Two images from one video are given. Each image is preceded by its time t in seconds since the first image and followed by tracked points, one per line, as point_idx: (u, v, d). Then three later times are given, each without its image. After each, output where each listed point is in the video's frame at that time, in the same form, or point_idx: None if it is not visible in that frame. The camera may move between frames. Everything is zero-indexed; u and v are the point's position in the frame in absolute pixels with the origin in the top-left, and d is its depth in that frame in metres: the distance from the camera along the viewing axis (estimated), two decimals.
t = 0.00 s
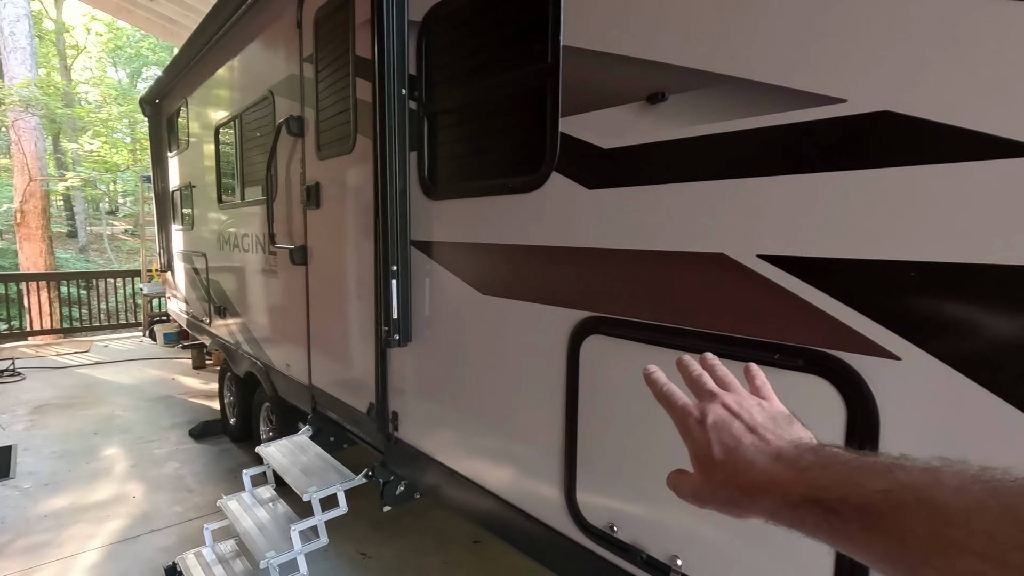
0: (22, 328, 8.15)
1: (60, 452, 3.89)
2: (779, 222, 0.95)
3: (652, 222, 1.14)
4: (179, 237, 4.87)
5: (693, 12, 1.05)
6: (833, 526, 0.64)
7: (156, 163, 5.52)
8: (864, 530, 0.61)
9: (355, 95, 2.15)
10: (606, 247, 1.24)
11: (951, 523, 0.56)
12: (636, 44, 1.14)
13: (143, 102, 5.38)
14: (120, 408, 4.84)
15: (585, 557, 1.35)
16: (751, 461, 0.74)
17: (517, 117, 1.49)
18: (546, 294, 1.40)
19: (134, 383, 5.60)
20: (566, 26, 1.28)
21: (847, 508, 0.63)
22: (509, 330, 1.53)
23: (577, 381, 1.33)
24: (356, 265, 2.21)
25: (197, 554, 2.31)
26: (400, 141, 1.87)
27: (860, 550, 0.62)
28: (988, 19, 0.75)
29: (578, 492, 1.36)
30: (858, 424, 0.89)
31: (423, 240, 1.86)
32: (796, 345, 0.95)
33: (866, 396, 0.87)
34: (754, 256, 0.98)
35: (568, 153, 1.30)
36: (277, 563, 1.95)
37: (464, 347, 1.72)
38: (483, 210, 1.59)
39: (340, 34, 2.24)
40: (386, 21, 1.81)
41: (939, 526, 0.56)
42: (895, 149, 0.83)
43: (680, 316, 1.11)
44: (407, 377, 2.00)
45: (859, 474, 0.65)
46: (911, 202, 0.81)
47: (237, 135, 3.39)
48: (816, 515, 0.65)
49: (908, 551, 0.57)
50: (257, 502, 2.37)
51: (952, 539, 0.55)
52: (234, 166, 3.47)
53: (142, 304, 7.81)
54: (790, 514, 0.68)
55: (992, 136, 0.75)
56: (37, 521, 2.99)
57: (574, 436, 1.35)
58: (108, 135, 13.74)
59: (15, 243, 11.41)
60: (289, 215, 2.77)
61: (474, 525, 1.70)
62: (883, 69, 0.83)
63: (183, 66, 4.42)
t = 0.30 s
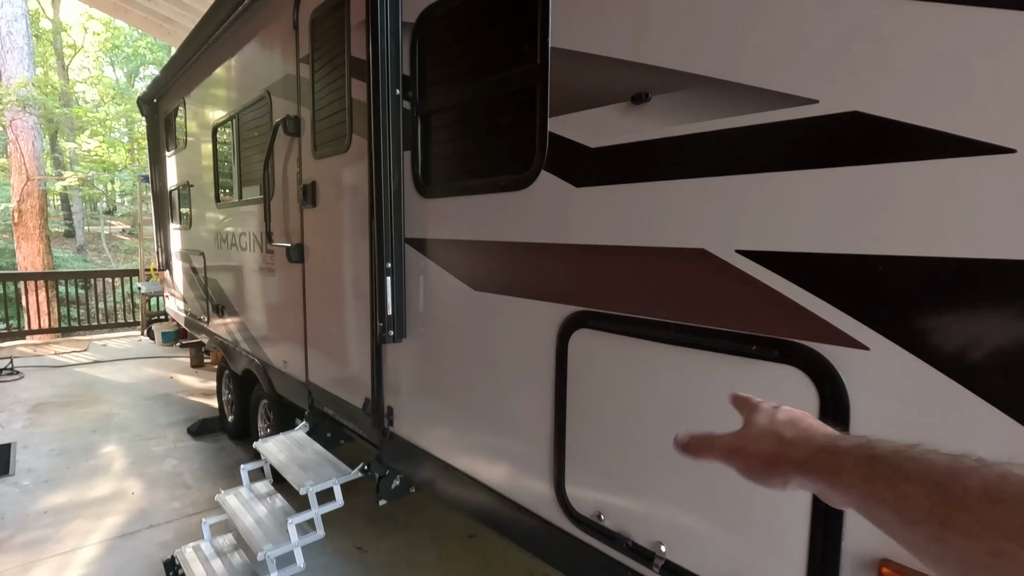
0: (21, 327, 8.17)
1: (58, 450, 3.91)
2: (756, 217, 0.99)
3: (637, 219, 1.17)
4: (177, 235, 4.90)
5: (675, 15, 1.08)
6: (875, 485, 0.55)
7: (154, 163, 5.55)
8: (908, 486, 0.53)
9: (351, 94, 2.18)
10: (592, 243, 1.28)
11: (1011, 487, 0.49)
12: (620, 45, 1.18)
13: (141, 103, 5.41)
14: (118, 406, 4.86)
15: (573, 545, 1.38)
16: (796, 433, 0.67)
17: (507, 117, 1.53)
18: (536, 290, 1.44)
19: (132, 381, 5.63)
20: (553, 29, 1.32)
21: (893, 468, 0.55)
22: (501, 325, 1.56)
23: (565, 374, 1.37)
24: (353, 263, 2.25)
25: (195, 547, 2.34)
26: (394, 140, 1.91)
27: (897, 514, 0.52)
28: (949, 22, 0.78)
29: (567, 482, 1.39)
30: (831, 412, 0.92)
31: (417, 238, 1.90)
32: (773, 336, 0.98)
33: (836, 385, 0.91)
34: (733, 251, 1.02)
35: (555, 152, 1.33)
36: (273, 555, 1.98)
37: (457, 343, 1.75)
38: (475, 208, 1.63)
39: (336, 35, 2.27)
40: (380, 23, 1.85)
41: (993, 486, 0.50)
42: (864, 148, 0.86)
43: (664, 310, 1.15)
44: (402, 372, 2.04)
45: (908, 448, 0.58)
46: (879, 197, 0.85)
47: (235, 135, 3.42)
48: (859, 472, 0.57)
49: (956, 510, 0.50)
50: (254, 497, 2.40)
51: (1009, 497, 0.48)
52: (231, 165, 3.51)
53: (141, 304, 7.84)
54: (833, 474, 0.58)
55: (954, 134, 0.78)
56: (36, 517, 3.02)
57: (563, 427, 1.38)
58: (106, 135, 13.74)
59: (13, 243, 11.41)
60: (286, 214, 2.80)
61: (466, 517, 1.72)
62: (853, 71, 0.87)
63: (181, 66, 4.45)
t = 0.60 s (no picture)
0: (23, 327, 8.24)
1: (62, 446, 3.98)
2: (726, 219, 1.05)
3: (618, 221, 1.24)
4: (178, 235, 4.97)
5: (652, 28, 1.15)
6: (873, 479, 0.59)
7: (155, 163, 5.61)
8: (905, 482, 0.57)
9: (349, 99, 2.25)
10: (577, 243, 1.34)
11: (1007, 485, 0.52)
12: (602, 56, 1.24)
13: (143, 104, 5.47)
14: (121, 404, 4.94)
15: (559, 530, 1.45)
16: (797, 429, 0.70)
17: (498, 122, 1.60)
18: (524, 288, 1.51)
19: (134, 380, 5.70)
20: (540, 39, 1.39)
21: (892, 464, 0.59)
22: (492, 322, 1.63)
23: (552, 367, 1.43)
24: (351, 262, 2.31)
25: (197, 538, 2.41)
26: (390, 143, 1.98)
27: (893, 507, 0.56)
28: (896, 40, 0.85)
29: (554, 471, 1.46)
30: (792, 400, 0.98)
31: (412, 238, 1.97)
32: (740, 330, 1.05)
33: (797, 376, 0.97)
34: (704, 250, 1.08)
35: (542, 156, 1.40)
36: (274, 545, 2.05)
37: (451, 339, 1.82)
38: (468, 209, 1.70)
39: (334, 41, 2.34)
40: (376, 31, 1.92)
41: (992, 483, 0.53)
42: (822, 155, 0.93)
43: (641, 307, 1.21)
44: (398, 368, 2.11)
45: (913, 447, 0.62)
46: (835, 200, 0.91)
47: (236, 136, 3.49)
48: (861, 467, 0.60)
49: (950, 503, 0.53)
50: (255, 489, 2.46)
51: (1003, 493, 0.52)
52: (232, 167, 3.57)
53: (141, 303, 7.91)
54: (834, 468, 0.62)
55: (903, 143, 0.84)
56: (42, 510, 3.09)
57: (550, 419, 1.45)
58: (106, 135, 13.81)
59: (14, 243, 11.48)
60: (286, 214, 2.87)
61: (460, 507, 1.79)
62: (811, 83, 0.93)
63: (183, 69, 4.52)
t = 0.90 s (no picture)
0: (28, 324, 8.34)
1: (69, 440, 4.08)
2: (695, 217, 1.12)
3: (599, 219, 1.31)
4: (182, 234, 5.06)
5: (629, 38, 1.22)
6: (861, 480, 0.62)
7: (160, 163, 5.71)
8: (892, 482, 0.60)
9: (348, 102, 2.33)
10: (561, 241, 1.42)
11: (990, 481, 0.55)
12: (584, 64, 1.31)
13: (147, 104, 5.56)
14: (126, 399, 5.03)
15: (545, 512, 1.54)
16: (785, 427, 0.74)
17: (489, 126, 1.68)
18: (513, 283, 1.59)
19: (139, 376, 5.80)
20: (527, 49, 1.47)
21: (880, 464, 0.62)
22: (484, 316, 1.71)
23: (539, 358, 1.51)
24: (352, 259, 2.40)
25: (203, 526, 2.50)
26: (387, 146, 2.06)
27: (882, 506, 0.60)
28: (839, 52, 0.91)
29: (541, 457, 1.54)
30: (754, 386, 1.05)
31: (409, 236, 2.05)
32: (708, 321, 1.12)
33: (758, 363, 1.04)
34: (675, 247, 1.16)
35: (530, 159, 1.48)
36: (276, 530, 2.14)
37: (445, 333, 1.90)
38: (462, 208, 1.78)
39: (334, 46, 2.43)
40: (374, 38, 2.00)
41: (976, 480, 0.56)
42: (776, 159, 0.99)
43: (619, 300, 1.29)
44: (395, 362, 2.19)
45: (897, 443, 0.65)
46: (792, 200, 0.98)
47: (239, 137, 3.58)
48: (850, 468, 0.64)
49: (938, 502, 0.57)
50: (258, 479, 2.55)
51: (987, 491, 0.55)
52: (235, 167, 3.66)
53: (146, 301, 8.01)
54: (823, 471, 0.65)
55: (848, 147, 0.90)
56: (51, 500, 3.18)
57: (537, 408, 1.53)
58: (110, 134, 13.94)
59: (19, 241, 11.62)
60: (288, 213, 2.96)
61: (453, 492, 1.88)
62: (765, 90, 0.99)
63: (187, 70, 4.60)
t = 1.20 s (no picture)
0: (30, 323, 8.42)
1: (72, 435, 4.15)
2: (665, 218, 1.19)
3: (578, 219, 1.39)
4: (184, 233, 5.14)
5: (605, 48, 1.29)
6: (885, 481, 0.59)
7: (162, 163, 5.79)
8: (914, 484, 0.57)
9: (345, 105, 2.41)
10: (545, 240, 1.49)
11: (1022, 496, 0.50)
12: (564, 71, 1.39)
13: (149, 106, 5.64)
14: (128, 395, 5.11)
15: (528, 499, 1.61)
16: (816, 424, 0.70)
17: (478, 129, 1.75)
18: (500, 280, 1.66)
19: (140, 373, 5.88)
20: (512, 56, 1.54)
21: (936, 475, 0.56)
22: (473, 312, 1.79)
23: (524, 352, 1.59)
24: (349, 257, 2.48)
25: (202, 516, 2.57)
26: (381, 148, 2.13)
27: (898, 506, 0.57)
28: (792, 62, 0.98)
29: (524, 445, 1.61)
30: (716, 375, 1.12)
31: (402, 235, 2.13)
32: (676, 314, 1.19)
33: (719, 354, 1.11)
34: (647, 245, 1.23)
35: (515, 161, 1.56)
36: (273, 519, 2.22)
37: (436, 329, 1.98)
38: (452, 209, 1.86)
39: (331, 51, 2.50)
40: (369, 45, 2.08)
41: (1006, 491, 0.51)
42: (736, 162, 1.06)
43: (597, 296, 1.36)
44: (388, 357, 2.26)
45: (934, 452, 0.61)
46: (749, 202, 1.05)
47: (240, 139, 3.66)
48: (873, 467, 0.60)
49: (958, 508, 0.53)
50: (255, 471, 2.62)
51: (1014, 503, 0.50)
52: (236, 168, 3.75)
53: (147, 300, 8.09)
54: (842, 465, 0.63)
55: (800, 152, 0.97)
56: (54, 493, 3.26)
57: (521, 399, 1.60)
58: (113, 134, 14.05)
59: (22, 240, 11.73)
60: (286, 213, 3.03)
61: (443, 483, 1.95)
62: (726, 98, 1.06)
63: (189, 72, 4.68)
